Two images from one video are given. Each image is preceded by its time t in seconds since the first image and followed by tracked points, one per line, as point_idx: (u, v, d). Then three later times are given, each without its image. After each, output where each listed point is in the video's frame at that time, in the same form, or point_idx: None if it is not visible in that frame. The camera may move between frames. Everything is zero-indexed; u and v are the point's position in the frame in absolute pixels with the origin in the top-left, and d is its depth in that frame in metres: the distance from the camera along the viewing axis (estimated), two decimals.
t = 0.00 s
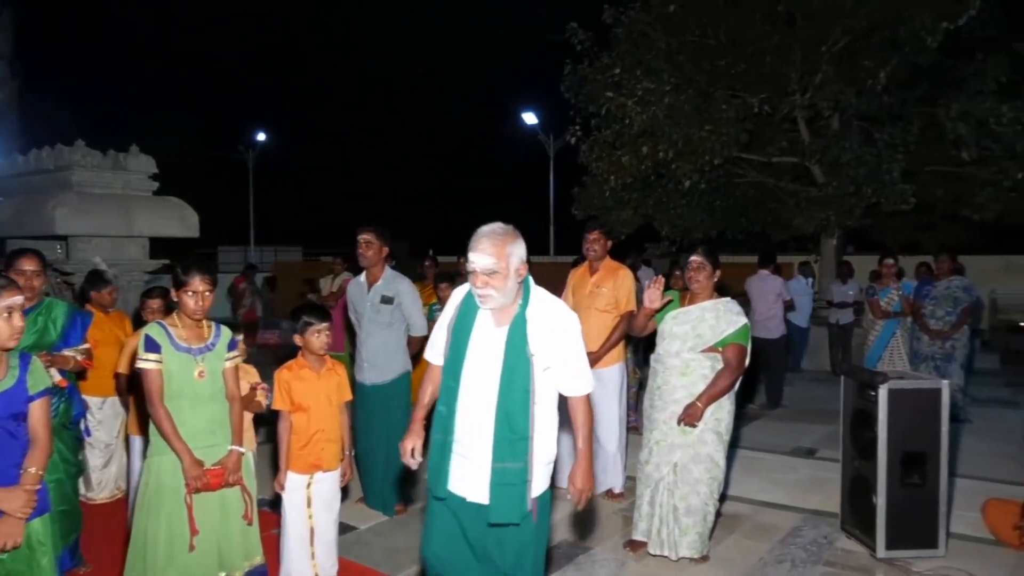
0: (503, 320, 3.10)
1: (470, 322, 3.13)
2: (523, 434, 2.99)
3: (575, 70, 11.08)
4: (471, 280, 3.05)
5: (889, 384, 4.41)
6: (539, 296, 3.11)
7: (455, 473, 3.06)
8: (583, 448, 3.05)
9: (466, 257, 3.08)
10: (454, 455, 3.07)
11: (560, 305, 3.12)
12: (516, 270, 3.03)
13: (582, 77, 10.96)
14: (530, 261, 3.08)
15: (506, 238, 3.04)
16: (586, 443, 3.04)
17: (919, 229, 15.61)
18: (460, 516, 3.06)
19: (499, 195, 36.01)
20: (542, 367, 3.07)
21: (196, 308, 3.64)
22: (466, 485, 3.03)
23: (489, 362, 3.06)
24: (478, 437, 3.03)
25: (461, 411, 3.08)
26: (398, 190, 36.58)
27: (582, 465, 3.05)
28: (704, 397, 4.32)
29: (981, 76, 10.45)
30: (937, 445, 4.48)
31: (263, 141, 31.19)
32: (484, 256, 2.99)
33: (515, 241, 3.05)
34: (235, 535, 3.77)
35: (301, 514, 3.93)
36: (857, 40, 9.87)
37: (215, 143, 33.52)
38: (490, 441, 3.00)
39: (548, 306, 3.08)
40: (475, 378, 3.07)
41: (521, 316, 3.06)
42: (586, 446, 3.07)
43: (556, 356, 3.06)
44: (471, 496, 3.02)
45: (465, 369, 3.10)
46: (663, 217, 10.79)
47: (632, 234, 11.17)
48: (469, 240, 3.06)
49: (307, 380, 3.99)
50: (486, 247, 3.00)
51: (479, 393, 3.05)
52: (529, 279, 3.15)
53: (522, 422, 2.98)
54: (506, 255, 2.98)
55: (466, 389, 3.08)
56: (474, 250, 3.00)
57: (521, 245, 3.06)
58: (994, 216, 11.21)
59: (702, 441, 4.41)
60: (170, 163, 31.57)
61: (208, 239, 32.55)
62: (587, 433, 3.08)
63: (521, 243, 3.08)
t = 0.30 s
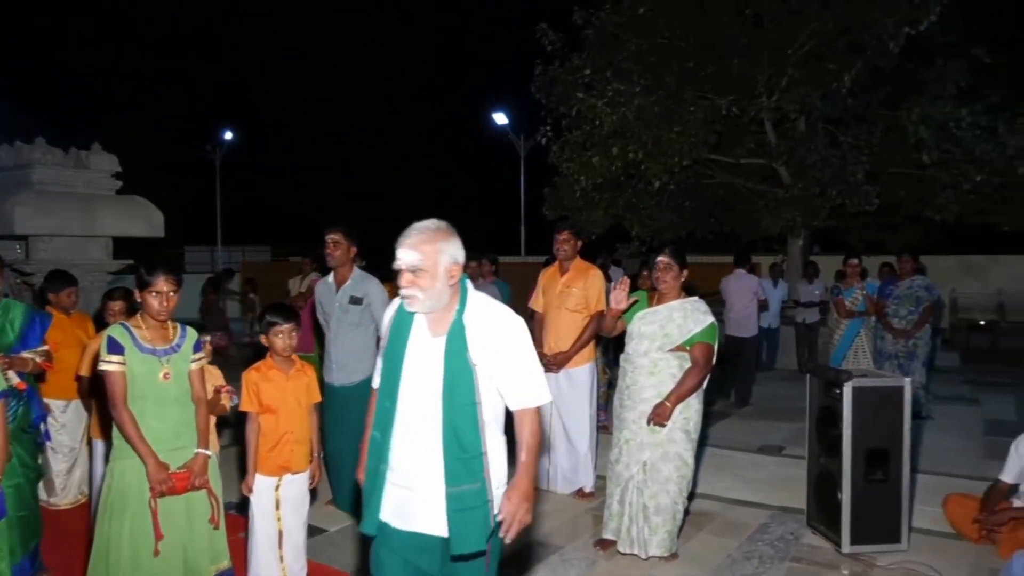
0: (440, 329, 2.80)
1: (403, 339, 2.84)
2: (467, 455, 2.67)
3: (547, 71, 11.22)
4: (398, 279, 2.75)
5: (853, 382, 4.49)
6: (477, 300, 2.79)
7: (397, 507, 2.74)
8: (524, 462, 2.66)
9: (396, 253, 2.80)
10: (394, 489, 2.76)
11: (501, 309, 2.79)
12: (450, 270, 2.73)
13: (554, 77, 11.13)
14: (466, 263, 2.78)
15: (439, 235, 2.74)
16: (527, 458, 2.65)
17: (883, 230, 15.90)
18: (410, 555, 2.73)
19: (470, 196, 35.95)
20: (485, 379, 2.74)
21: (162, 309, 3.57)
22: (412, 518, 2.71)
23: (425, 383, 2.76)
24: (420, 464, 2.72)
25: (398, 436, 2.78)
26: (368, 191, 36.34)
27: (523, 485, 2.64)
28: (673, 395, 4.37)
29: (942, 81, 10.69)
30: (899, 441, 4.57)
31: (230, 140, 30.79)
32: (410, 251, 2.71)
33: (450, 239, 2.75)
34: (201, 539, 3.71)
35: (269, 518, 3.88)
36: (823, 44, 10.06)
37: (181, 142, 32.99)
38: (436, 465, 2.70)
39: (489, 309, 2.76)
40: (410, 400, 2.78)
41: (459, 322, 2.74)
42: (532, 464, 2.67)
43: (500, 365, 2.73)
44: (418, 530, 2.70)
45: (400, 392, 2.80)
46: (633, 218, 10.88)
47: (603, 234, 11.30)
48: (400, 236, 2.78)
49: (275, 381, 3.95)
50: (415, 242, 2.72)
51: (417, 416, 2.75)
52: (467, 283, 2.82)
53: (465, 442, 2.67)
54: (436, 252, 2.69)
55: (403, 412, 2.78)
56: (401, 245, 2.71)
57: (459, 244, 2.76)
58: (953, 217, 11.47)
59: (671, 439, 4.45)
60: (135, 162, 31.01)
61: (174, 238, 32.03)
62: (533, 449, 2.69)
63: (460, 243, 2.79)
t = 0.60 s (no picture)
0: (350, 326, 2.56)
1: (309, 340, 2.57)
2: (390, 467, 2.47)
3: (518, 70, 11.32)
4: (302, 272, 2.52)
5: (820, 380, 4.56)
6: (393, 294, 2.58)
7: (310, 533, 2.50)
8: (457, 476, 2.50)
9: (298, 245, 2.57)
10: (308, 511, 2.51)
11: (420, 304, 2.58)
12: (361, 261, 2.53)
13: (526, 78, 11.24)
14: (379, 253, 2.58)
15: (345, 222, 2.52)
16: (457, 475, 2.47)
17: (850, 230, 16.17)
18: None
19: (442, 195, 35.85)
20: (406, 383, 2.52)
21: (128, 310, 3.51)
22: (324, 545, 2.48)
23: (336, 390, 2.50)
24: (334, 484, 2.48)
25: (308, 453, 2.52)
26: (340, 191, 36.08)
27: (459, 496, 2.48)
28: (642, 394, 4.40)
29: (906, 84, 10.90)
30: (865, 437, 4.65)
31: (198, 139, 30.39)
32: (315, 239, 2.49)
33: (360, 226, 2.55)
34: (168, 544, 3.64)
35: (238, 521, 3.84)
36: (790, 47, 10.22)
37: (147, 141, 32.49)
38: (348, 485, 2.46)
39: (405, 306, 2.55)
40: (320, 408, 2.51)
41: (372, 318, 2.52)
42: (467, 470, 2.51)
43: (421, 368, 2.52)
44: (331, 558, 2.47)
45: (308, 401, 2.53)
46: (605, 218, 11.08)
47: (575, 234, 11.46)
48: (302, 224, 2.55)
49: (244, 383, 3.89)
50: (320, 229, 2.50)
51: (328, 427, 2.49)
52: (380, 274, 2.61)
53: (388, 453, 2.47)
54: (344, 239, 2.49)
55: (313, 425, 2.51)
56: (303, 233, 2.49)
57: (372, 232, 2.56)
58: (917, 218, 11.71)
59: (641, 439, 4.48)
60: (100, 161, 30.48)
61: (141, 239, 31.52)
62: (467, 455, 2.52)
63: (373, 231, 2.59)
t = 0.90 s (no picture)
0: (278, 348, 2.29)
1: (229, 361, 2.30)
2: (317, 509, 2.21)
3: (497, 71, 11.36)
4: (229, 291, 2.23)
5: (796, 379, 4.61)
6: (330, 313, 2.31)
7: None
8: (397, 524, 2.24)
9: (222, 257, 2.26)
10: (217, 554, 2.24)
11: (361, 325, 2.30)
12: (298, 275, 2.25)
13: (506, 78, 11.28)
14: (318, 264, 2.31)
15: (277, 232, 2.22)
16: (398, 522, 2.21)
17: (825, 229, 16.37)
18: None
19: (421, 195, 35.76)
20: (340, 416, 2.24)
21: (100, 313, 3.46)
22: None
23: (257, 420, 2.22)
24: (246, 529, 2.20)
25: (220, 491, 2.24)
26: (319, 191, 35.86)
27: (398, 540, 2.23)
28: (621, 395, 4.42)
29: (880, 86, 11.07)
30: (840, 436, 4.70)
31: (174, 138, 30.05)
32: (243, 253, 2.18)
33: (294, 235, 2.25)
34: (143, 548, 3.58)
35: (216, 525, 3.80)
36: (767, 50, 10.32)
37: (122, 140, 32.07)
38: (260, 531, 2.19)
39: (342, 328, 2.28)
40: (237, 441, 2.23)
41: (304, 341, 2.24)
42: (410, 512, 2.26)
43: (357, 398, 2.25)
44: None
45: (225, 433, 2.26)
46: (584, 218, 11.13)
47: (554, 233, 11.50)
48: (225, 233, 2.24)
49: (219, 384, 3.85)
50: (248, 242, 2.19)
51: (244, 463, 2.21)
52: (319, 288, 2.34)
53: (315, 495, 2.20)
54: (278, 252, 2.20)
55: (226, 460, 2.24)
56: (229, 247, 2.18)
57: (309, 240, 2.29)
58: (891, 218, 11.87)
59: (621, 439, 4.49)
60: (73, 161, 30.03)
61: (116, 240, 31.11)
62: (409, 496, 2.26)
63: (309, 238, 2.31)
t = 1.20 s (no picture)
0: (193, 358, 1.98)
1: (135, 376, 2.01)
2: (236, 554, 1.88)
3: (475, 71, 11.39)
4: (124, 299, 1.87)
5: (770, 377, 4.65)
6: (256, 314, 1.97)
7: None
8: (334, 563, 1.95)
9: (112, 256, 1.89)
10: None
11: (293, 329, 1.97)
12: (207, 271, 1.90)
13: (483, 78, 11.29)
14: (231, 255, 1.96)
15: (175, 221, 1.87)
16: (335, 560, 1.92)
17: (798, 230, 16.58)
18: None
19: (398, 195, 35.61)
20: (266, 439, 1.92)
21: (69, 308, 3.42)
22: None
23: (169, 443, 1.93)
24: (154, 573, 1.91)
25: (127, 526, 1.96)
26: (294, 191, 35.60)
27: None
28: (598, 395, 4.43)
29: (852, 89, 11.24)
30: (813, 434, 4.76)
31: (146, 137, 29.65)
32: (138, 250, 1.83)
33: (197, 223, 1.89)
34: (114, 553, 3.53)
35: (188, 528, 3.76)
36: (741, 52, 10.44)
37: (93, 139, 31.58)
38: None
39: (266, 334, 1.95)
40: (146, 470, 1.93)
41: (220, 351, 1.92)
42: (347, 553, 1.96)
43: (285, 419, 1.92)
44: None
45: (129, 460, 1.97)
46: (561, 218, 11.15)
47: (530, 233, 11.53)
48: (112, 228, 1.87)
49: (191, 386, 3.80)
50: (139, 237, 1.83)
51: (154, 496, 1.92)
52: (235, 282, 1.99)
53: (234, 537, 1.87)
54: (178, 246, 1.85)
55: (133, 490, 1.95)
56: (116, 246, 1.82)
57: (220, 228, 1.93)
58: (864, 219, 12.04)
59: (597, 438, 4.50)
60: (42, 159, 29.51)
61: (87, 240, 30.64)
62: (349, 530, 1.97)
63: (221, 225, 1.96)
